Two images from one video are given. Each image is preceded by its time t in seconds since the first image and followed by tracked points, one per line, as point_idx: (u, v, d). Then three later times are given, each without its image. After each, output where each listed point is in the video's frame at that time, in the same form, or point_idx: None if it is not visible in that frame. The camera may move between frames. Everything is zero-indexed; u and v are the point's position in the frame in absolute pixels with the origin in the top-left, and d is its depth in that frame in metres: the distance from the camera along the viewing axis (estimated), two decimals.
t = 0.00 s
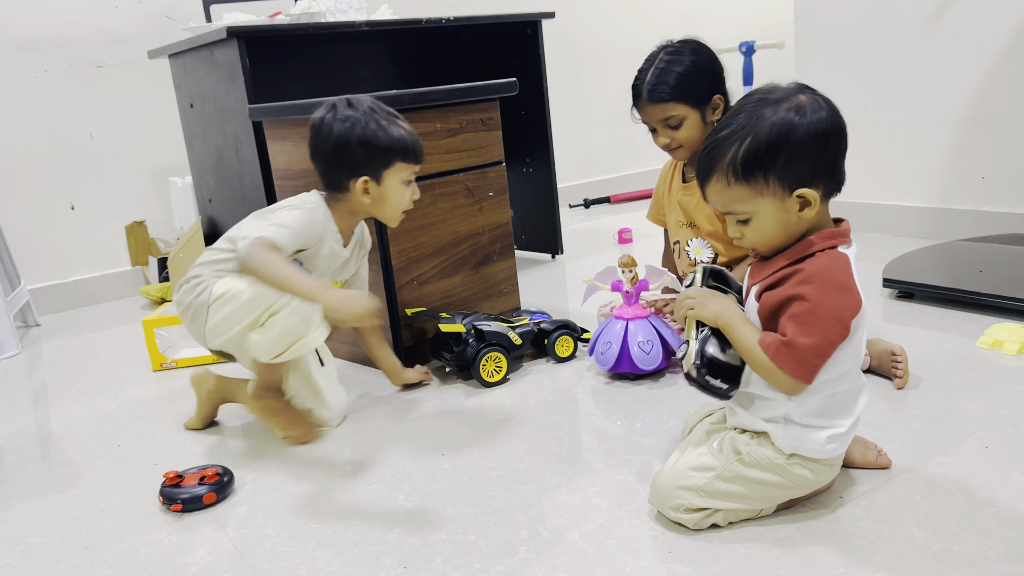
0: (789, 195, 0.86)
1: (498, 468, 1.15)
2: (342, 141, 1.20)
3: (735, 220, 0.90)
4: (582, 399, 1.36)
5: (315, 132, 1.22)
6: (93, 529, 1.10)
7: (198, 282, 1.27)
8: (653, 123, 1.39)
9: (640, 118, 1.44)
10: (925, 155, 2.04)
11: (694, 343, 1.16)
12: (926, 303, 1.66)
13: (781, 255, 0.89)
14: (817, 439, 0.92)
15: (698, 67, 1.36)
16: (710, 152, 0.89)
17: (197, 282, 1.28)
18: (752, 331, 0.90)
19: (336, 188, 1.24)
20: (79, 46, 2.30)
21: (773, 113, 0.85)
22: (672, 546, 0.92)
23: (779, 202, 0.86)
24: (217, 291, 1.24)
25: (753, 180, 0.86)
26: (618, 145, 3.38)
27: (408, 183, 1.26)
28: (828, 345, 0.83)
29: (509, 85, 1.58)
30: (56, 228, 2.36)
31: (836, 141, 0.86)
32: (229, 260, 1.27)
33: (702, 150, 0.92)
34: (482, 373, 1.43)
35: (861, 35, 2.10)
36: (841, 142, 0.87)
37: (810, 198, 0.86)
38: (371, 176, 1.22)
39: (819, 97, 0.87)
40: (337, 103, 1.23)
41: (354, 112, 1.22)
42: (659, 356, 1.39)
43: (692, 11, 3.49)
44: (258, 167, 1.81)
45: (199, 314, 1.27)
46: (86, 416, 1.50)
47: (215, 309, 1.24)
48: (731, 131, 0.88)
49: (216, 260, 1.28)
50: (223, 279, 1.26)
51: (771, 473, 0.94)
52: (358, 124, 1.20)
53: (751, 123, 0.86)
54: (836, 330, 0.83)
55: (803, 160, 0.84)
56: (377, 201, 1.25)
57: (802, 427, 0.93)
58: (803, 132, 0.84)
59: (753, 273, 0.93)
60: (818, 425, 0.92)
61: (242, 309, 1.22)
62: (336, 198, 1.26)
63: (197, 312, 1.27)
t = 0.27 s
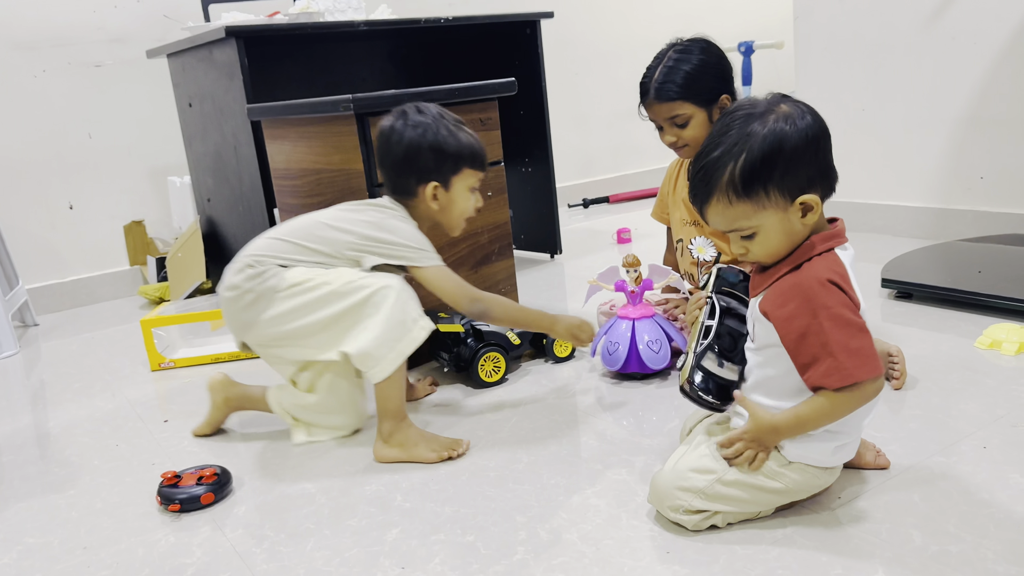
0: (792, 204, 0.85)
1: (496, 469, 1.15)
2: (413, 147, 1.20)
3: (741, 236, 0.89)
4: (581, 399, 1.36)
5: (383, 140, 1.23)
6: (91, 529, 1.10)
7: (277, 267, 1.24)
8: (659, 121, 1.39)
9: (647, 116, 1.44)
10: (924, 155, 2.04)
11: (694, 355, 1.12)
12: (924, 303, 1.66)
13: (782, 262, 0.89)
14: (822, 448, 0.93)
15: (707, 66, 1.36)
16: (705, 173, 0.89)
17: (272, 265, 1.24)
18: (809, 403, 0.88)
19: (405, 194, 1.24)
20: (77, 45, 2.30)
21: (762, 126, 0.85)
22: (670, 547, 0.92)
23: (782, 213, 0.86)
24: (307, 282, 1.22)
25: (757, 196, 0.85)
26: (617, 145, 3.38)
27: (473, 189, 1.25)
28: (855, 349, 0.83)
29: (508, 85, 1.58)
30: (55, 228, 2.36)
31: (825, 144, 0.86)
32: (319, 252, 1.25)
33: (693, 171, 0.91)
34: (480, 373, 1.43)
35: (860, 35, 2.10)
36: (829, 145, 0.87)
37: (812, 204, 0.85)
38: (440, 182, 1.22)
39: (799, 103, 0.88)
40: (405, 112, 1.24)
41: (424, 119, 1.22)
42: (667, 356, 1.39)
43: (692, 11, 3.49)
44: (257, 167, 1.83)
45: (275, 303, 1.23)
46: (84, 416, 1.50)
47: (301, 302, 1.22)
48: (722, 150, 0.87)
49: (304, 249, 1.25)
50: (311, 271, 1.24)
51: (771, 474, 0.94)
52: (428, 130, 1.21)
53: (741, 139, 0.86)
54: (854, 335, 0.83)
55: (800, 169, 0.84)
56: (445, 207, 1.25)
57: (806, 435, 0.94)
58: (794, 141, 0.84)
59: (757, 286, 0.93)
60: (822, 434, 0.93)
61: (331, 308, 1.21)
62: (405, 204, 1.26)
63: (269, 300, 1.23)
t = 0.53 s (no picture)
0: (796, 204, 0.86)
1: (496, 468, 1.15)
2: (466, 152, 1.20)
3: (745, 237, 0.89)
4: (581, 400, 1.36)
5: (432, 152, 1.23)
6: (91, 529, 1.10)
7: (390, 311, 1.21)
8: (655, 120, 1.39)
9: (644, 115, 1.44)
10: (923, 156, 2.04)
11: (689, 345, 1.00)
12: (923, 304, 1.66)
13: (784, 263, 0.89)
14: (824, 447, 0.92)
15: (705, 68, 1.36)
16: (709, 174, 0.88)
17: (379, 312, 1.21)
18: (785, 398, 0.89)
19: (461, 200, 1.24)
20: (77, 46, 2.30)
21: (767, 126, 0.85)
22: (669, 546, 0.93)
23: (787, 213, 0.86)
24: (426, 311, 1.19)
25: (762, 197, 0.86)
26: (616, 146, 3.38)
27: (524, 182, 1.26)
28: (852, 352, 0.83)
29: (507, 86, 1.59)
30: (54, 228, 2.36)
31: (827, 144, 0.86)
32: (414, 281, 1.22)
33: (695, 171, 0.91)
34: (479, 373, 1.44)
35: (859, 36, 2.10)
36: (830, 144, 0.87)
37: (816, 203, 0.86)
38: (496, 180, 1.22)
39: (801, 103, 0.88)
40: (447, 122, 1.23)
41: (469, 123, 1.22)
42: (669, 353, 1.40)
43: (691, 12, 3.49)
44: (258, 167, 1.83)
45: (401, 343, 1.21)
46: (84, 416, 1.50)
47: (425, 332, 1.19)
48: (726, 149, 0.87)
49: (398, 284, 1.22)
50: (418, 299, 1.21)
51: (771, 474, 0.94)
52: (476, 134, 1.20)
53: (747, 139, 0.86)
54: (853, 338, 0.83)
55: (804, 169, 0.85)
56: (500, 205, 1.25)
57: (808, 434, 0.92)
58: (798, 141, 0.84)
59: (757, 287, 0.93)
60: (824, 433, 0.92)
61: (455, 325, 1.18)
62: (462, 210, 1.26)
63: (400, 342, 1.20)
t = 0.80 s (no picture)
0: (794, 206, 0.86)
1: (495, 470, 1.16)
2: (523, 149, 1.18)
3: (741, 238, 0.89)
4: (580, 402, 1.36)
5: (483, 146, 1.20)
6: (90, 530, 1.10)
7: (436, 308, 1.20)
8: (655, 122, 1.40)
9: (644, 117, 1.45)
10: (922, 157, 2.04)
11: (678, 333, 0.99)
12: (921, 305, 1.66)
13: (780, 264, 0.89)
14: (822, 447, 0.93)
15: (704, 70, 1.37)
16: (709, 174, 0.88)
17: (426, 312, 1.20)
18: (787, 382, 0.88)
19: (506, 197, 1.21)
20: (76, 47, 2.30)
21: (768, 128, 0.85)
22: (667, 548, 0.93)
23: (784, 215, 0.86)
24: (472, 310, 1.18)
25: (761, 198, 0.86)
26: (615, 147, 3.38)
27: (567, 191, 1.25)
28: (851, 352, 0.84)
29: (506, 87, 1.59)
30: (53, 229, 2.36)
31: (827, 147, 0.87)
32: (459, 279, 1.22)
33: (693, 170, 0.91)
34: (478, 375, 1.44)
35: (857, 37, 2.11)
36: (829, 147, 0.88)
37: (814, 207, 0.86)
38: (546, 183, 1.20)
39: (803, 105, 0.89)
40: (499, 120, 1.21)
41: (524, 123, 1.20)
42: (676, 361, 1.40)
43: (690, 14, 3.50)
44: (257, 169, 1.83)
45: (448, 341, 1.20)
46: (83, 417, 1.50)
47: (472, 331, 1.18)
48: (728, 149, 0.87)
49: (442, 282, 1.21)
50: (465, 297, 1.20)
51: (770, 476, 0.94)
52: (533, 134, 1.19)
53: (748, 140, 0.86)
54: (852, 340, 0.84)
55: (804, 172, 0.85)
56: (543, 209, 1.23)
57: (807, 434, 0.93)
58: (800, 144, 0.85)
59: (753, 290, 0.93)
60: (822, 433, 0.93)
61: (503, 324, 1.17)
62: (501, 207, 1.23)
63: (446, 341, 1.20)
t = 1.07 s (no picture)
0: (790, 204, 0.86)
1: (495, 472, 1.16)
2: (559, 165, 1.17)
3: (735, 230, 0.90)
4: (580, 404, 1.36)
5: (519, 155, 1.18)
6: (90, 533, 1.10)
7: (469, 346, 1.15)
8: (661, 122, 1.40)
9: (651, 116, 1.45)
10: (921, 159, 2.05)
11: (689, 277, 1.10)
12: (921, 307, 1.67)
13: (778, 262, 0.89)
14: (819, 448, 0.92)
15: (711, 69, 1.36)
16: (708, 164, 0.89)
17: (459, 351, 1.15)
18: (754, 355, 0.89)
19: (532, 209, 1.18)
20: (76, 49, 2.30)
21: (770, 123, 0.85)
22: (667, 549, 0.93)
23: (780, 212, 0.86)
24: (510, 339, 1.13)
25: (757, 192, 0.86)
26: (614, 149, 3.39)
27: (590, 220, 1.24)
28: (827, 359, 0.84)
29: (505, 89, 1.59)
30: (53, 231, 2.36)
31: (828, 146, 0.87)
32: (484, 310, 1.17)
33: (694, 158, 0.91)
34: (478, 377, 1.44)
35: (856, 39, 2.11)
36: (831, 146, 0.87)
37: (810, 206, 0.86)
38: (576, 203, 1.19)
39: (808, 103, 0.88)
40: (537, 135, 1.21)
41: (562, 141, 1.20)
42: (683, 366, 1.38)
43: (690, 15, 3.50)
44: (256, 170, 1.83)
45: (489, 376, 1.15)
46: (83, 420, 1.50)
47: (512, 359, 1.14)
48: (729, 140, 0.87)
49: (468, 317, 1.17)
50: (494, 326, 1.16)
51: (769, 477, 0.94)
52: (572, 153, 1.18)
53: (748, 132, 0.86)
54: (830, 347, 0.84)
55: (804, 169, 0.85)
56: (566, 232, 1.21)
57: (803, 435, 0.92)
58: (801, 141, 0.85)
59: (749, 282, 0.93)
60: (819, 433, 0.92)
61: (541, 344, 1.14)
62: (523, 220, 1.21)
63: (488, 376, 1.15)
